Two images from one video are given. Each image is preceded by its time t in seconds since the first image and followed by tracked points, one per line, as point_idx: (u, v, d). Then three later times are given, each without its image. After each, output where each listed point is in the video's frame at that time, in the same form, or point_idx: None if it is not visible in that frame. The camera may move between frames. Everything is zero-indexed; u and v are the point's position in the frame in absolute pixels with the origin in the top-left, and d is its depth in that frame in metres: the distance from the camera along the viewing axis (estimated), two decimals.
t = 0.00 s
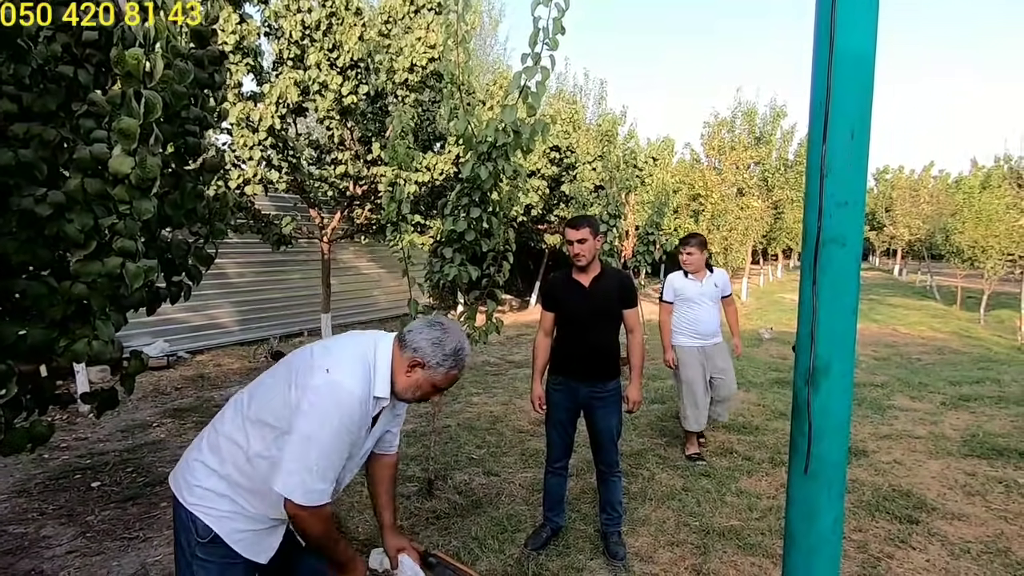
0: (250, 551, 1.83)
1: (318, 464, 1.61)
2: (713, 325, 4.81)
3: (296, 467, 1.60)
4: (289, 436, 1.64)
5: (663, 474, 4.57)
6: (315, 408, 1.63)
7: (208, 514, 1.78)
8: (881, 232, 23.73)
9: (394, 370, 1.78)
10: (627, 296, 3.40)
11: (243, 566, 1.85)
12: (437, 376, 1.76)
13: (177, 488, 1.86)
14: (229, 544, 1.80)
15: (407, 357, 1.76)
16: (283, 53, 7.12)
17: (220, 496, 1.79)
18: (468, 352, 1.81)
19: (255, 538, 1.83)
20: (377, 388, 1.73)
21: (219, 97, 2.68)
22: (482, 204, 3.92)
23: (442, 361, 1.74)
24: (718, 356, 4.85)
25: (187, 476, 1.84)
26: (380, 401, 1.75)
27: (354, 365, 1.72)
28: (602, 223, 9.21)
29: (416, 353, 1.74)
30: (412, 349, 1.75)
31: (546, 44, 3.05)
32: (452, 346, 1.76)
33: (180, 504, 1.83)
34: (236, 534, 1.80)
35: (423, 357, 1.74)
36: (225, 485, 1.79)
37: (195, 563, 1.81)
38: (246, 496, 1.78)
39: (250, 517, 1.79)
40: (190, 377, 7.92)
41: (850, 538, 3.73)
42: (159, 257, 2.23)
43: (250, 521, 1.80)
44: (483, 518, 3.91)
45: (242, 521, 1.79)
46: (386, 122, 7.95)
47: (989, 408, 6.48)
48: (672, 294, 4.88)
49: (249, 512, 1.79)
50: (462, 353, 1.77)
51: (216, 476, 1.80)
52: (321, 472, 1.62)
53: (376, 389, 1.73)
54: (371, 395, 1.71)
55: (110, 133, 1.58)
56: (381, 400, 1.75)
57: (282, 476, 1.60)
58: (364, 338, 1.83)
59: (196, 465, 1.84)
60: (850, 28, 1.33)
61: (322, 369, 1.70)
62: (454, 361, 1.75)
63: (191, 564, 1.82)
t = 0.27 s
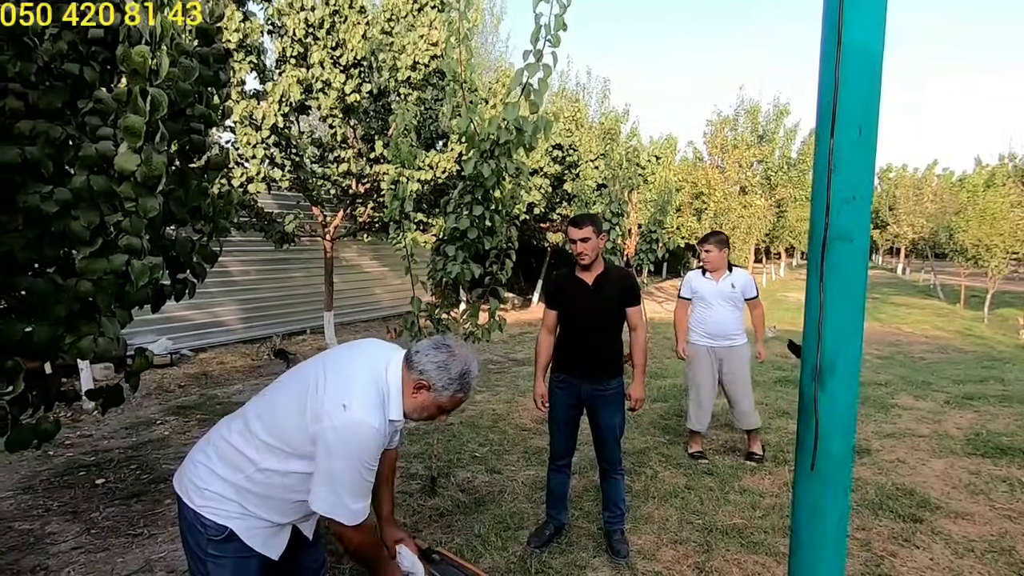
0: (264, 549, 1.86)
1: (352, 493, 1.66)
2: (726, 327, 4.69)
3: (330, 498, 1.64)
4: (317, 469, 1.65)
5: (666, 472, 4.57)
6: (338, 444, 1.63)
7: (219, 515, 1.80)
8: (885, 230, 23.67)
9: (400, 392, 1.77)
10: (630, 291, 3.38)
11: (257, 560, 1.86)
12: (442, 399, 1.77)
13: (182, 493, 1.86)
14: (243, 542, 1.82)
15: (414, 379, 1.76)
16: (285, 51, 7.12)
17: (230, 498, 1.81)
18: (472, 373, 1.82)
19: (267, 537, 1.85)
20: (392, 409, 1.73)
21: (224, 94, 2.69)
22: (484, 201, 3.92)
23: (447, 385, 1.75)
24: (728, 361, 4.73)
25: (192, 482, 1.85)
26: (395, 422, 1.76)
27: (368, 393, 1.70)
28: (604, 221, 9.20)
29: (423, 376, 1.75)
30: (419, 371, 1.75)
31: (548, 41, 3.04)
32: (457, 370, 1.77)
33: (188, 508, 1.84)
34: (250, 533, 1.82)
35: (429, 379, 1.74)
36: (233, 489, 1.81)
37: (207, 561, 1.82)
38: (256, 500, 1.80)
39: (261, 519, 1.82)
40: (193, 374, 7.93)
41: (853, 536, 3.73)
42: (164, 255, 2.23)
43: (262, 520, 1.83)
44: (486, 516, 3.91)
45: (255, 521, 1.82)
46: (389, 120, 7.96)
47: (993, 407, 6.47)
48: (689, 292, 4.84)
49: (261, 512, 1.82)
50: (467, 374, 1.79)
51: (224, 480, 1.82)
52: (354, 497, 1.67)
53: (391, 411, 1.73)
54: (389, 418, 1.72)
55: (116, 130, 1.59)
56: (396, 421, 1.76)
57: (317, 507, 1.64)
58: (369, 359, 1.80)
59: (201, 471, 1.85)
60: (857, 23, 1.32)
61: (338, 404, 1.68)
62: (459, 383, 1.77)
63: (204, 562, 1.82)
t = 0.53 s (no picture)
0: (271, 542, 1.86)
1: (366, 494, 1.67)
2: (750, 329, 4.66)
3: (344, 499, 1.66)
4: (330, 472, 1.66)
5: (671, 468, 4.56)
6: (353, 450, 1.63)
7: (227, 510, 1.79)
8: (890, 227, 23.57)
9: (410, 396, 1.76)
10: (636, 286, 3.37)
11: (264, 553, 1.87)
12: (453, 403, 1.76)
13: (190, 487, 1.85)
14: (251, 537, 1.82)
15: (423, 383, 1.74)
16: (290, 46, 7.11)
17: (239, 494, 1.80)
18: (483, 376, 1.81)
19: (275, 531, 1.85)
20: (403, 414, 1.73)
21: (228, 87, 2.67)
22: (489, 196, 3.91)
23: (457, 389, 1.74)
24: (750, 363, 4.71)
25: (200, 475, 1.84)
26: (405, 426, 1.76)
27: (380, 398, 1.69)
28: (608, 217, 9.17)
29: (433, 381, 1.73)
30: (429, 375, 1.74)
31: (553, 33, 3.02)
32: (467, 374, 1.76)
33: (195, 502, 1.83)
34: (258, 528, 1.82)
35: (440, 384, 1.73)
36: (241, 485, 1.80)
37: (215, 553, 1.81)
38: (263, 494, 1.80)
39: (268, 514, 1.82)
40: (198, 369, 7.95)
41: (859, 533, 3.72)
42: (168, 247, 2.23)
43: (270, 515, 1.83)
44: (490, 511, 3.91)
45: (263, 516, 1.82)
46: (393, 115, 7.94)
47: (999, 405, 6.44)
48: (723, 289, 4.81)
49: (270, 507, 1.82)
50: (478, 379, 1.78)
51: (233, 476, 1.81)
52: (368, 496, 1.68)
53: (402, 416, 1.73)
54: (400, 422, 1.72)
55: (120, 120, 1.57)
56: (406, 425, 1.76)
57: (332, 509, 1.66)
58: (380, 362, 1.79)
59: (210, 465, 1.84)
60: (875, 8, 1.31)
61: (351, 410, 1.67)
62: (470, 387, 1.76)
63: (211, 555, 1.81)
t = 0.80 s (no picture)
0: (276, 538, 1.87)
1: (369, 493, 1.68)
2: (766, 326, 4.68)
3: (346, 496, 1.66)
4: (335, 469, 1.67)
5: (675, 465, 4.56)
6: (357, 448, 1.64)
7: (232, 504, 1.81)
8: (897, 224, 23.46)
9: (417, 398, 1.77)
10: (640, 284, 3.38)
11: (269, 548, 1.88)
12: (459, 405, 1.76)
13: (196, 480, 1.87)
14: (256, 532, 1.83)
15: (430, 385, 1.75)
16: (295, 43, 7.12)
17: (244, 488, 1.81)
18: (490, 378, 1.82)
19: (279, 526, 1.87)
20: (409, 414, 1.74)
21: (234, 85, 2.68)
22: (493, 193, 3.91)
23: (464, 391, 1.75)
24: (765, 358, 4.71)
25: (206, 469, 1.85)
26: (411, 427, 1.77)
27: (386, 398, 1.70)
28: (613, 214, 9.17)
29: (439, 382, 1.74)
30: (435, 377, 1.75)
31: (558, 31, 3.02)
32: (473, 376, 1.76)
33: (201, 495, 1.85)
34: (263, 523, 1.83)
35: (446, 386, 1.74)
36: (246, 479, 1.82)
37: (221, 547, 1.82)
38: (268, 490, 1.81)
39: (273, 509, 1.83)
40: (204, 365, 7.99)
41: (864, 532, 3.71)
42: (175, 245, 2.24)
43: (275, 510, 1.84)
44: (495, 507, 3.92)
45: (268, 511, 1.83)
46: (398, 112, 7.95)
47: (1006, 403, 6.41)
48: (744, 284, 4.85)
49: (275, 502, 1.83)
50: (484, 382, 1.79)
51: (239, 470, 1.82)
52: (371, 495, 1.69)
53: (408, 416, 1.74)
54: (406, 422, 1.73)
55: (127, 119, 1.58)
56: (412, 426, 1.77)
57: (335, 505, 1.67)
58: (387, 362, 1.80)
59: (216, 460, 1.86)
60: (883, 5, 1.30)
61: (356, 407, 1.68)
62: (476, 389, 1.76)
63: (216, 548, 1.83)
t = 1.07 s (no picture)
0: (277, 538, 1.88)
1: (367, 494, 1.69)
2: (773, 326, 4.69)
3: (345, 496, 1.68)
4: (334, 469, 1.68)
5: (677, 466, 4.57)
6: (357, 449, 1.66)
7: (234, 503, 1.82)
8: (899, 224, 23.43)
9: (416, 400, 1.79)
10: (642, 284, 3.37)
11: (270, 548, 1.89)
12: (459, 408, 1.77)
13: (199, 480, 1.88)
14: (258, 532, 1.85)
15: (429, 388, 1.76)
16: (297, 45, 7.15)
17: (246, 488, 1.83)
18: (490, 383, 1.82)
19: (281, 527, 1.88)
20: (410, 415, 1.76)
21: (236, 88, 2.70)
22: (495, 194, 3.92)
23: (463, 394, 1.76)
24: (772, 359, 4.72)
25: (209, 469, 1.87)
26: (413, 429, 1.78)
27: (386, 399, 1.72)
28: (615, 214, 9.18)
29: (439, 385, 1.75)
30: (435, 380, 1.76)
31: (559, 33, 3.03)
32: (473, 379, 1.78)
33: (203, 495, 1.86)
34: (264, 524, 1.84)
35: (445, 390, 1.75)
36: (247, 479, 1.83)
37: (223, 547, 1.84)
38: (268, 490, 1.83)
39: (274, 509, 1.85)
40: (207, 365, 8.01)
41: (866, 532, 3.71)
42: (178, 247, 2.26)
43: (276, 510, 1.85)
44: (497, 508, 3.94)
45: (270, 511, 1.84)
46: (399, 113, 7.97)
47: (1008, 403, 6.41)
48: (752, 284, 4.87)
49: (276, 502, 1.84)
50: (484, 385, 1.80)
51: (241, 469, 1.84)
52: (370, 495, 1.71)
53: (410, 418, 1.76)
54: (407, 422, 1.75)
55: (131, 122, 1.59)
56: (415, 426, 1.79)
57: (334, 506, 1.69)
58: (388, 364, 1.81)
59: (218, 460, 1.87)
60: (878, 9, 1.31)
61: (356, 409, 1.70)
62: (475, 393, 1.77)
63: (218, 547, 1.84)
